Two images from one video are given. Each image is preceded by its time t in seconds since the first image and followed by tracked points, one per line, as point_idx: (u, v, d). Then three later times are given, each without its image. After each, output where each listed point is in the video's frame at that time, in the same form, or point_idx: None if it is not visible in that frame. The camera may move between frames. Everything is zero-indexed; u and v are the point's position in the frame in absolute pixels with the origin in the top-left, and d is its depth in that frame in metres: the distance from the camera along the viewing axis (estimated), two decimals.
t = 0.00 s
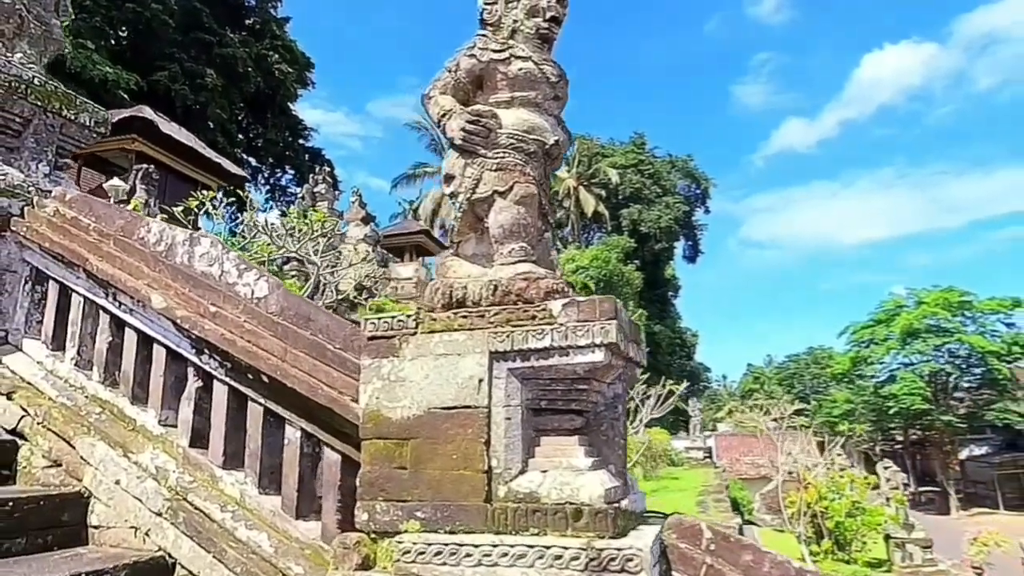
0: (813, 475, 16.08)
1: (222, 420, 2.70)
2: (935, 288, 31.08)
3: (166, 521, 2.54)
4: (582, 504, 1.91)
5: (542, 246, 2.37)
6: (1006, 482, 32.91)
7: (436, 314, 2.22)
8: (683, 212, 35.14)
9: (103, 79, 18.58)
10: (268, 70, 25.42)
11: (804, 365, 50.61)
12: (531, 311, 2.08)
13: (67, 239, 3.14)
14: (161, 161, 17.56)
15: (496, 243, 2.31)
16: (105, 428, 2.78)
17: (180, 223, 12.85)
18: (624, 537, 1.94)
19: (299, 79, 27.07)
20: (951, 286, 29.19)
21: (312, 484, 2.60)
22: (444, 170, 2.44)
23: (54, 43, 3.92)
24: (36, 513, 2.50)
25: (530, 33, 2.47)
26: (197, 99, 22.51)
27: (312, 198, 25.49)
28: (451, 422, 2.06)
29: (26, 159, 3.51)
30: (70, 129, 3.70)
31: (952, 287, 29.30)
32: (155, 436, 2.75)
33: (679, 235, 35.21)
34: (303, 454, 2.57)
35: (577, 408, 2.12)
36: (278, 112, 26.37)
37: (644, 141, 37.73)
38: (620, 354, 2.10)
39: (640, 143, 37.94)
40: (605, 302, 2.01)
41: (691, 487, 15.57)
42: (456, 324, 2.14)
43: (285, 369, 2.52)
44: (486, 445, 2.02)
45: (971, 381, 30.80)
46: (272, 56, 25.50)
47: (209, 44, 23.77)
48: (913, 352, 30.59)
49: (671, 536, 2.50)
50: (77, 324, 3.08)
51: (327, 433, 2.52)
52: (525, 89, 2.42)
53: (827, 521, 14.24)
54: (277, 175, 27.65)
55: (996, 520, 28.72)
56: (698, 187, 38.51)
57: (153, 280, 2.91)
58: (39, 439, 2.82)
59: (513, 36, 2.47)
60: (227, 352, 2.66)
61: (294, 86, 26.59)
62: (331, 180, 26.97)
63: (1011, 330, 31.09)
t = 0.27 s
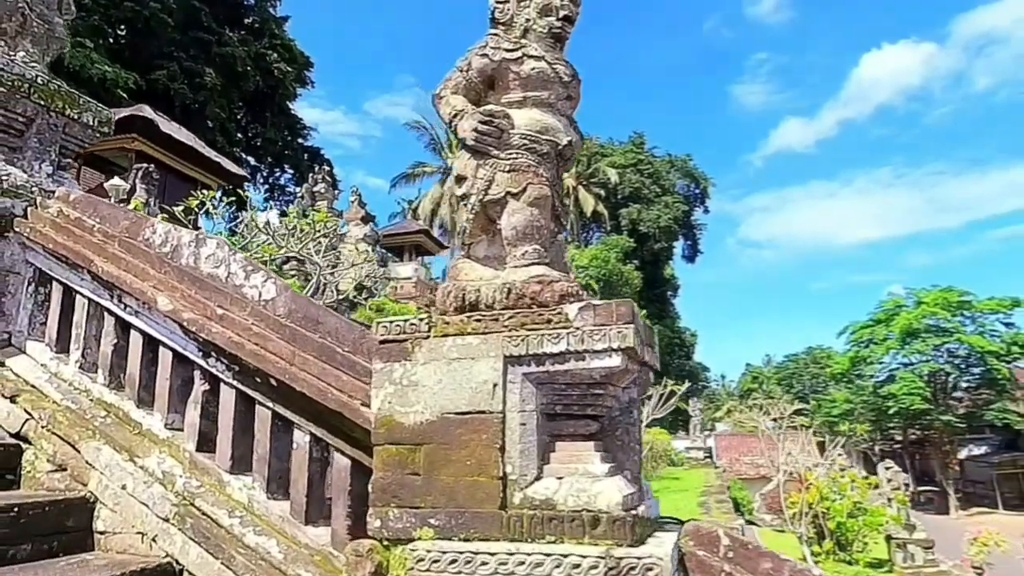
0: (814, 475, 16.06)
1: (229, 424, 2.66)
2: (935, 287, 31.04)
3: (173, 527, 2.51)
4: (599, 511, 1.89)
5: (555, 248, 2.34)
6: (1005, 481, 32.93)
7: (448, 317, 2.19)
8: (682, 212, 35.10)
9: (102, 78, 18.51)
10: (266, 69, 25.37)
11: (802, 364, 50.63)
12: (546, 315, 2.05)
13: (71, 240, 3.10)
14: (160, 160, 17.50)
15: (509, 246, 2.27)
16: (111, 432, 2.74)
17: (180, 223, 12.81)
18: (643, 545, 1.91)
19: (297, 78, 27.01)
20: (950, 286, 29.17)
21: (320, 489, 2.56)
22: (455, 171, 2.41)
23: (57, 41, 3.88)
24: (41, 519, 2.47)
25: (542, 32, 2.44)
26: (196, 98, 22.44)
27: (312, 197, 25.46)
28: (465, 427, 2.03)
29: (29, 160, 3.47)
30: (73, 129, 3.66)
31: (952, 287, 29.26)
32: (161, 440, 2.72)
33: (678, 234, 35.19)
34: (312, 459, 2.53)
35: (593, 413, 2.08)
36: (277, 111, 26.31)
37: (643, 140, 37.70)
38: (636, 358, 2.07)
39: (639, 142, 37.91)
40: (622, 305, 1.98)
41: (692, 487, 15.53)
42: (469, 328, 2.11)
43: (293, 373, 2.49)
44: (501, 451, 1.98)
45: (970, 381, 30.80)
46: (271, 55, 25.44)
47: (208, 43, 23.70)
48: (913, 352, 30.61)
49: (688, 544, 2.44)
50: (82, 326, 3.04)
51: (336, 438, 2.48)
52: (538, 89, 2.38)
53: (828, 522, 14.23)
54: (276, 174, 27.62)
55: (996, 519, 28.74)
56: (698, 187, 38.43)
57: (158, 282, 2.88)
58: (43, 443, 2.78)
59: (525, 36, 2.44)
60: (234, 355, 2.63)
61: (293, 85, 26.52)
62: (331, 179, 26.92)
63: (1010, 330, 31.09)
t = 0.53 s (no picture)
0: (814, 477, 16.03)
1: (237, 434, 2.61)
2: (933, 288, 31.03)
3: (181, 539, 2.46)
4: (621, 526, 1.85)
5: (571, 255, 2.29)
6: (1003, 482, 32.96)
7: (463, 326, 2.14)
8: (680, 212, 35.09)
9: (99, 79, 18.42)
10: (264, 69, 25.29)
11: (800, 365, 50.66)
12: (565, 324, 2.00)
13: (74, 246, 3.05)
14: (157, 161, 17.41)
15: (525, 253, 2.23)
16: (116, 441, 2.69)
17: (179, 224, 12.74)
18: (665, 560, 1.86)
19: (295, 78, 26.93)
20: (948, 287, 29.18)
21: (331, 500, 2.52)
22: (469, 176, 2.36)
23: (58, 43, 3.83)
24: (45, 531, 2.42)
25: (557, 34, 2.39)
26: (193, 98, 22.36)
27: (310, 198, 25.42)
28: (482, 439, 1.98)
29: (31, 163, 3.41)
30: (76, 131, 3.60)
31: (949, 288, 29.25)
32: (167, 450, 2.67)
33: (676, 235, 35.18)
34: (322, 469, 2.49)
35: (612, 424, 2.03)
36: (275, 112, 26.24)
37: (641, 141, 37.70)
38: (657, 368, 2.03)
39: (637, 143, 37.91)
40: (644, 314, 1.93)
41: (692, 489, 15.45)
42: (485, 337, 2.07)
43: (303, 382, 2.44)
44: (519, 464, 1.94)
45: (968, 382, 30.82)
46: (268, 55, 25.38)
47: (206, 44, 23.62)
48: (911, 353, 30.64)
49: (710, 558, 2.39)
50: (85, 333, 2.99)
51: (348, 448, 2.44)
52: (553, 92, 2.34)
53: (830, 524, 14.20)
54: (274, 175, 27.58)
55: (995, 520, 28.77)
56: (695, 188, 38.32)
57: (164, 288, 2.82)
58: (47, 453, 2.72)
59: (539, 38, 2.40)
60: (242, 364, 2.58)
61: (291, 85, 26.45)
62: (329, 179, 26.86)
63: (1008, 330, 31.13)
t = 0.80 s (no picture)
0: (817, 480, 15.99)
1: (246, 446, 2.58)
2: (933, 289, 30.99)
3: (188, 554, 2.43)
4: (641, 544, 1.82)
5: (586, 265, 2.26)
6: (1004, 483, 32.92)
7: (476, 338, 2.11)
8: (680, 214, 35.08)
9: (98, 82, 18.38)
10: (263, 72, 25.28)
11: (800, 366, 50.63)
12: (581, 337, 1.98)
13: (79, 255, 3.01)
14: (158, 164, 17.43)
15: (539, 264, 2.20)
16: (122, 453, 2.65)
17: (180, 228, 12.73)
18: None
19: (295, 80, 26.92)
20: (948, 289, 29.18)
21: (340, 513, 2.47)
22: (481, 186, 2.34)
23: (61, 49, 3.80)
24: (52, 547, 2.39)
25: (569, 42, 2.37)
26: (192, 101, 22.33)
27: (310, 201, 25.45)
28: (497, 454, 1.95)
29: (35, 171, 3.38)
30: (80, 139, 3.57)
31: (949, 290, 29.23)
32: (174, 462, 2.64)
33: (675, 237, 35.17)
34: (332, 483, 2.45)
35: (629, 438, 2.01)
36: (275, 114, 26.21)
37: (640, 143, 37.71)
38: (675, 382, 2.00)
39: (636, 145, 37.91)
40: (661, 327, 1.91)
41: (694, 493, 15.41)
42: (499, 350, 2.03)
43: (313, 395, 2.41)
44: (535, 480, 1.91)
45: (968, 383, 30.82)
46: (268, 58, 25.37)
47: (205, 46, 23.59)
48: (911, 354, 30.65)
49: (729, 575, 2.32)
50: (90, 344, 2.95)
51: (359, 460, 2.41)
52: (565, 101, 2.31)
53: (833, 527, 14.17)
54: (273, 177, 27.60)
55: (995, 522, 28.73)
56: (695, 189, 38.10)
57: (170, 298, 2.79)
58: (53, 466, 2.69)
59: (551, 46, 2.37)
60: (250, 375, 2.54)
61: (290, 88, 26.43)
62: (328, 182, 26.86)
63: (1008, 331, 31.14)
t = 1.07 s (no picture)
0: (818, 483, 15.96)
1: (254, 458, 2.56)
2: (932, 291, 31.01)
3: (196, 569, 2.40)
4: (656, 561, 1.81)
5: (598, 276, 2.24)
6: (1003, 485, 32.89)
7: (488, 351, 2.10)
8: (679, 216, 35.10)
9: (98, 85, 18.36)
10: (263, 75, 25.27)
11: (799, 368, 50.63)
12: (595, 351, 1.96)
13: (84, 264, 2.99)
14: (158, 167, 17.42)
15: (551, 275, 2.18)
16: (129, 465, 2.64)
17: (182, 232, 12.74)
18: None
19: (294, 83, 26.91)
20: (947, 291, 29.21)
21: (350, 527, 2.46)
22: (491, 197, 2.32)
23: (66, 57, 3.78)
24: (59, 561, 2.37)
25: (580, 52, 2.35)
26: (192, 104, 22.31)
27: (309, 204, 25.48)
28: (510, 469, 1.94)
29: (40, 180, 3.36)
30: (84, 146, 3.55)
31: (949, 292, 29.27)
32: (181, 474, 2.62)
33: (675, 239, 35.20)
34: (341, 495, 2.43)
35: (643, 453, 1.99)
36: (274, 117, 26.20)
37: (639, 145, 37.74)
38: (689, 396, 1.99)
39: (636, 147, 37.95)
40: (677, 341, 1.89)
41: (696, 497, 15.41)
42: (512, 364, 2.02)
43: (322, 407, 2.39)
44: (549, 496, 1.90)
45: (967, 385, 30.83)
46: (267, 61, 25.35)
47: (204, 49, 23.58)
48: (911, 356, 30.66)
49: None
50: (96, 354, 2.93)
51: (369, 473, 2.39)
52: (577, 111, 2.30)
53: (834, 531, 14.12)
54: (273, 180, 27.70)
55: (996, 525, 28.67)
56: (694, 191, 38.14)
57: (177, 308, 2.77)
58: (59, 478, 2.67)
59: (562, 56, 2.35)
60: (258, 387, 2.53)
61: (290, 91, 26.41)
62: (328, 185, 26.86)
63: (1007, 334, 31.16)
